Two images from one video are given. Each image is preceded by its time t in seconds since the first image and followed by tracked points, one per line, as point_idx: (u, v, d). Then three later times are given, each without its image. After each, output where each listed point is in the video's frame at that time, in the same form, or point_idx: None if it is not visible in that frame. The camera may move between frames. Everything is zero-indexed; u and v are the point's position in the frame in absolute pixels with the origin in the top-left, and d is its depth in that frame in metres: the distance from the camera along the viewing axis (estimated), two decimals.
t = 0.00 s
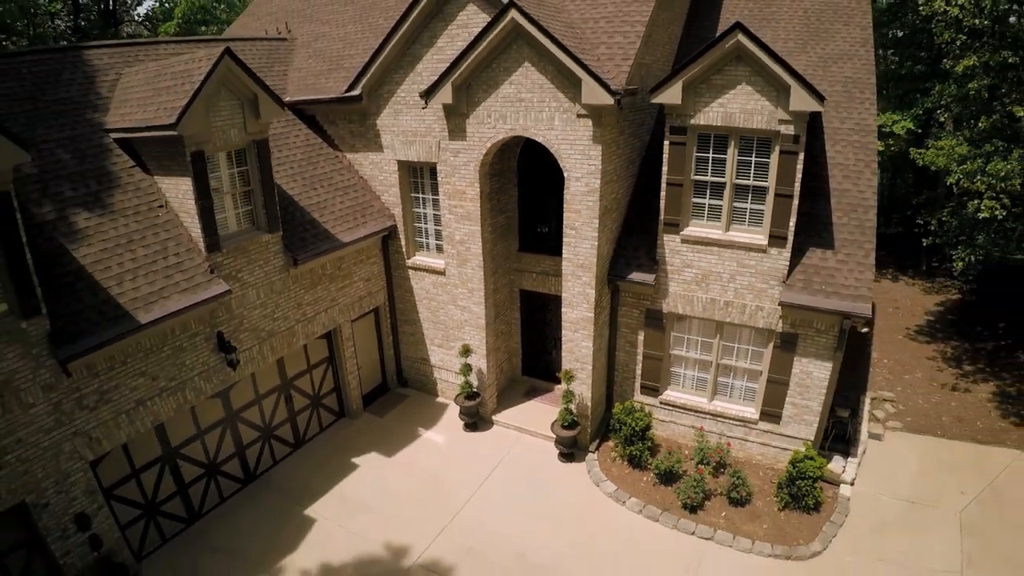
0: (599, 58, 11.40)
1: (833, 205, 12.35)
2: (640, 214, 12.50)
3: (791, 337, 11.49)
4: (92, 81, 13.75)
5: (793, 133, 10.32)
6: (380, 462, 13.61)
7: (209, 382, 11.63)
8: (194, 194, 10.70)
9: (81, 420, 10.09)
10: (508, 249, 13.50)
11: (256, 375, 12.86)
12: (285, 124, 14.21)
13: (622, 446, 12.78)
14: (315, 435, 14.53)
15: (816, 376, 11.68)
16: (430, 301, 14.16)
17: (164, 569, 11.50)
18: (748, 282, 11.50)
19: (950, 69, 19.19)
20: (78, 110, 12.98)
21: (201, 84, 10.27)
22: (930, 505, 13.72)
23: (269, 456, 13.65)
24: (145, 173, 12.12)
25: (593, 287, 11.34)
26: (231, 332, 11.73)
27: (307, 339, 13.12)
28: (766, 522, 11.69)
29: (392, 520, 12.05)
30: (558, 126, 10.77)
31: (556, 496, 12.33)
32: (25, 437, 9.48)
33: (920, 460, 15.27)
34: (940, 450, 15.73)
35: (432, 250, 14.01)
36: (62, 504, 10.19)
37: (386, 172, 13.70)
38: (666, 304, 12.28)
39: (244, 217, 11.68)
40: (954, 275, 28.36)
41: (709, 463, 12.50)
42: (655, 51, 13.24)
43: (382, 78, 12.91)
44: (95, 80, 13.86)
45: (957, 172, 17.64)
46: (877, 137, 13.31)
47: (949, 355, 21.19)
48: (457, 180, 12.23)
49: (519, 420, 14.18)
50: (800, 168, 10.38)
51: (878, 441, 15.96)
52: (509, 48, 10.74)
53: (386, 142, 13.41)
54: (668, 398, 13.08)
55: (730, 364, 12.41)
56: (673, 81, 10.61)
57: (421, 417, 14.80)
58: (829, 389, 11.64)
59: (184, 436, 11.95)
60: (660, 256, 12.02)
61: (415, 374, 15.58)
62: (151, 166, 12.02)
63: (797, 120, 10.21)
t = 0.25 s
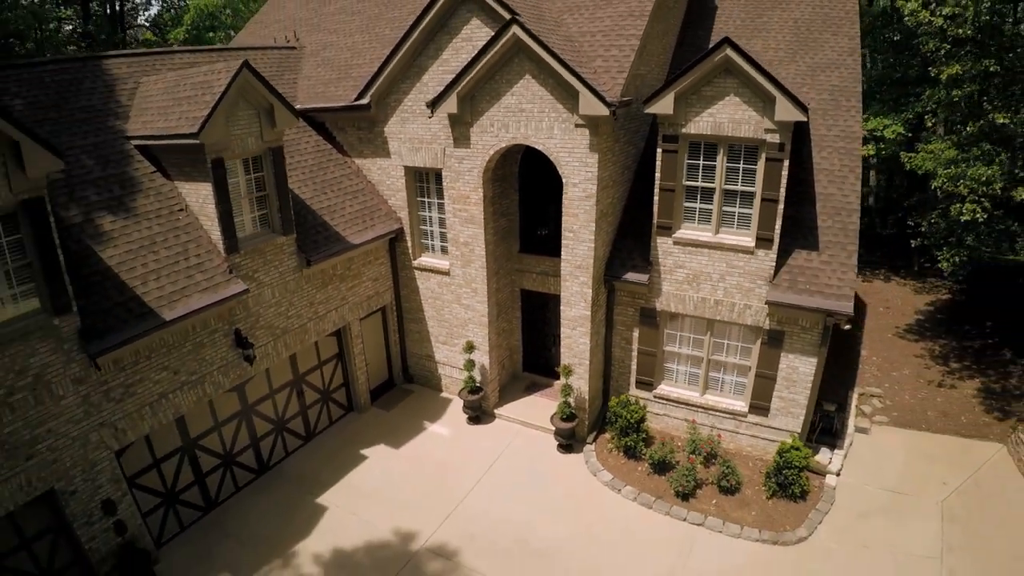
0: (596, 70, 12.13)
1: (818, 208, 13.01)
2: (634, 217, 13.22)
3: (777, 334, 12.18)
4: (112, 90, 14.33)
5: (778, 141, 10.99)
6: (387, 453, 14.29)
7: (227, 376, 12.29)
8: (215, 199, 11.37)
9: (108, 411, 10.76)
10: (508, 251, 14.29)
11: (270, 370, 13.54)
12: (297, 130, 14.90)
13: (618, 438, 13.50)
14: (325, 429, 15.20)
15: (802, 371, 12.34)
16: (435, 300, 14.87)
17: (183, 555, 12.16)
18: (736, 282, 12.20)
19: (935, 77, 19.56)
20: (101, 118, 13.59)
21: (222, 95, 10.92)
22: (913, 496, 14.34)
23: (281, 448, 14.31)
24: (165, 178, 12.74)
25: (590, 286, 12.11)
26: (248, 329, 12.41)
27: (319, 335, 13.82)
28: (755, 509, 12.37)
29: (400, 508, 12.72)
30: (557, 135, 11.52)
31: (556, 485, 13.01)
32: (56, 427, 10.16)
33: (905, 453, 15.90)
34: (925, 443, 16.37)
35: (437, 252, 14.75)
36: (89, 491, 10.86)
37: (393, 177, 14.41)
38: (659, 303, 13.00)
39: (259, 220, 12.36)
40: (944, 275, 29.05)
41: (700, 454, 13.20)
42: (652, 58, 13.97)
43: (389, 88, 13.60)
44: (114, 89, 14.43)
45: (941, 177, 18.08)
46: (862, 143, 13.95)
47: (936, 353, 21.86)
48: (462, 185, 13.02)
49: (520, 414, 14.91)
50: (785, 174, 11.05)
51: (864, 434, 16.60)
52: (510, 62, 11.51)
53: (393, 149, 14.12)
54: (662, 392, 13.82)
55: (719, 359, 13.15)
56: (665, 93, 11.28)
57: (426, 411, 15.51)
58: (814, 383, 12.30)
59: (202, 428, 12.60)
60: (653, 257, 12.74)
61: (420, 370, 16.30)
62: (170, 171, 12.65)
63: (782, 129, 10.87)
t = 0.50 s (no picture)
0: (593, 81, 12.84)
1: (804, 212, 13.71)
2: (629, 220, 13.96)
3: (765, 331, 12.87)
4: (130, 98, 14.95)
5: (765, 149, 11.68)
6: (395, 445, 15.00)
7: (244, 370, 12.97)
8: (233, 204, 12.06)
9: (132, 404, 11.42)
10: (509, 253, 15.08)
11: (283, 366, 14.24)
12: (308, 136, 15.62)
13: (614, 430, 14.27)
14: (334, 423, 15.90)
15: (789, 366, 13.02)
16: (440, 298, 15.61)
17: (201, 541, 12.84)
18: (726, 281, 12.93)
19: (923, 84, 19.96)
20: (121, 125, 14.23)
21: (241, 105, 11.62)
22: (897, 486, 15.02)
23: (293, 441, 14.99)
24: (184, 183, 13.40)
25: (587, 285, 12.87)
26: (264, 327, 13.11)
27: (329, 333, 14.55)
28: (744, 497, 13.10)
29: (407, 496, 13.42)
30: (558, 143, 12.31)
31: (555, 475, 13.74)
32: (84, 418, 10.82)
33: (890, 446, 16.57)
34: (910, 437, 17.04)
35: (442, 253, 15.50)
36: (113, 480, 11.52)
37: (400, 181, 15.15)
38: (653, 301, 13.74)
39: (274, 223, 13.05)
40: (933, 276, 29.77)
41: (692, 445, 13.94)
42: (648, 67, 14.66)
43: (397, 97, 14.32)
44: (134, 98, 15.07)
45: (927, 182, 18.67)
46: (848, 149, 14.63)
47: (924, 351, 22.54)
48: (466, 190, 13.78)
49: (521, 408, 15.69)
50: (771, 179, 11.75)
51: (851, 428, 17.29)
52: (512, 74, 12.25)
53: (400, 155, 14.86)
54: (656, 387, 14.55)
55: (711, 355, 13.86)
56: (657, 104, 11.98)
57: (431, 406, 16.24)
58: (800, 378, 12.99)
59: (219, 420, 13.27)
60: (647, 258, 13.46)
61: (424, 366, 17.04)
62: (189, 176, 13.31)
63: (768, 138, 11.57)
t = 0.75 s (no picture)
0: (591, 92, 13.58)
1: (791, 215, 14.41)
2: (624, 223, 14.74)
3: (754, 328, 13.59)
4: (149, 106, 15.67)
5: (753, 156, 12.39)
6: (402, 438, 15.74)
7: (259, 365, 13.67)
8: (250, 207, 12.76)
9: (154, 397, 12.10)
10: (511, 254, 15.91)
11: (296, 362, 14.95)
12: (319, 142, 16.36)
13: (611, 422, 15.08)
14: (343, 417, 16.62)
15: (777, 362, 13.73)
16: (445, 297, 16.38)
17: (218, 528, 13.53)
18: (716, 281, 13.66)
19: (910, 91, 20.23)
20: (141, 132, 14.94)
21: (258, 115, 12.30)
22: (881, 477, 15.71)
23: (304, 433, 15.69)
24: (202, 188, 14.09)
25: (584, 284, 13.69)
26: (278, 324, 13.83)
27: (340, 330, 15.30)
28: (733, 486, 13.86)
29: (415, 486, 14.16)
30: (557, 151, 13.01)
31: (555, 465, 14.51)
32: (110, 410, 11.50)
33: (877, 439, 17.26)
34: (895, 431, 17.73)
35: (446, 254, 16.30)
36: (136, 469, 12.19)
37: (406, 186, 15.90)
38: (647, 300, 14.49)
39: (288, 226, 13.78)
40: (923, 276, 30.47)
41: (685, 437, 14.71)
42: (644, 76, 15.43)
43: (403, 105, 15.05)
44: (152, 106, 15.75)
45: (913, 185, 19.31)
46: (834, 154, 15.33)
47: (913, 349, 23.23)
48: (470, 195, 14.57)
49: (522, 402, 16.50)
50: (759, 185, 12.46)
51: (840, 422, 17.99)
52: (514, 85, 13.00)
53: (406, 161, 15.61)
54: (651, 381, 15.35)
55: (703, 351, 14.64)
56: (651, 113, 12.68)
57: (436, 401, 17.01)
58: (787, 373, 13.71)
59: (235, 413, 13.95)
60: (641, 259, 14.21)
61: (429, 362, 17.83)
62: (207, 181, 14.01)
63: (756, 146, 12.28)
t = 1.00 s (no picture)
0: (589, 101, 14.33)
1: (780, 218, 15.14)
2: (620, 225, 15.54)
3: (744, 326, 14.32)
4: (166, 113, 16.36)
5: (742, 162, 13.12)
6: (408, 432, 16.48)
7: (273, 361, 14.40)
8: (266, 211, 13.47)
9: (175, 391, 12.80)
10: (512, 255, 16.75)
11: (308, 358, 15.68)
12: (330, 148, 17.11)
13: (608, 416, 15.89)
14: (351, 411, 17.35)
15: (766, 358, 14.47)
16: (449, 297, 17.18)
17: (235, 516, 14.23)
18: (708, 281, 14.39)
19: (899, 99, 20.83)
20: (159, 138, 15.61)
21: (274, 123, 13.01)
22: (867, 468, 16.43)
23: (315, 426, 16.43)
24: (218, 192, 14.78)
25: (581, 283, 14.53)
26: (292, 322, 14.57)
27: (349, 328, 16.06)
28: (724, 476, 14.67)
29: (422, 476, 14.93)
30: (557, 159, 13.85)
31: (555, 457, 15.29)
32: (134, 403, 12.21)
33: (864, 432, 18.00)
34: (881, 424, 18.46)
35: (450, 255, 17.10)
36: (158, 459, 12.89)
37: (412, 190, 16.67)
38: (642, 299, 15.26)
39: (301, 229, 14.52)
40: (914, 276, 31.20)
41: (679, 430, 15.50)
42: (639, 85, 16.19)
43: (409, 113, 15.80)
44: (169, 113, 16.43)
45: (901, 189, 20.01)
46: (821, 160, 16.06)
47: (902, 347, 23.95)
48: (474, 199, 15.37)
49: (523, 397, 17.32)
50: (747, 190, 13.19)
51: (828, 416, 18.72)
52: (516, 95, 13.79)
53: (412, 166, 16.37)
54: (646, 376, 16.15)
55: (696, 348, 15.42)
56: (646, 122, 13.41)
57: (440, 396, 17.78)
58: (776, 369, 14.44)
59: (250, 406, 14.65)
60: (636, 260, 14.97)
61: (433, 359, 18.61)
62: (223, 186, 14.72)
63: (745, 153, 13.00)
